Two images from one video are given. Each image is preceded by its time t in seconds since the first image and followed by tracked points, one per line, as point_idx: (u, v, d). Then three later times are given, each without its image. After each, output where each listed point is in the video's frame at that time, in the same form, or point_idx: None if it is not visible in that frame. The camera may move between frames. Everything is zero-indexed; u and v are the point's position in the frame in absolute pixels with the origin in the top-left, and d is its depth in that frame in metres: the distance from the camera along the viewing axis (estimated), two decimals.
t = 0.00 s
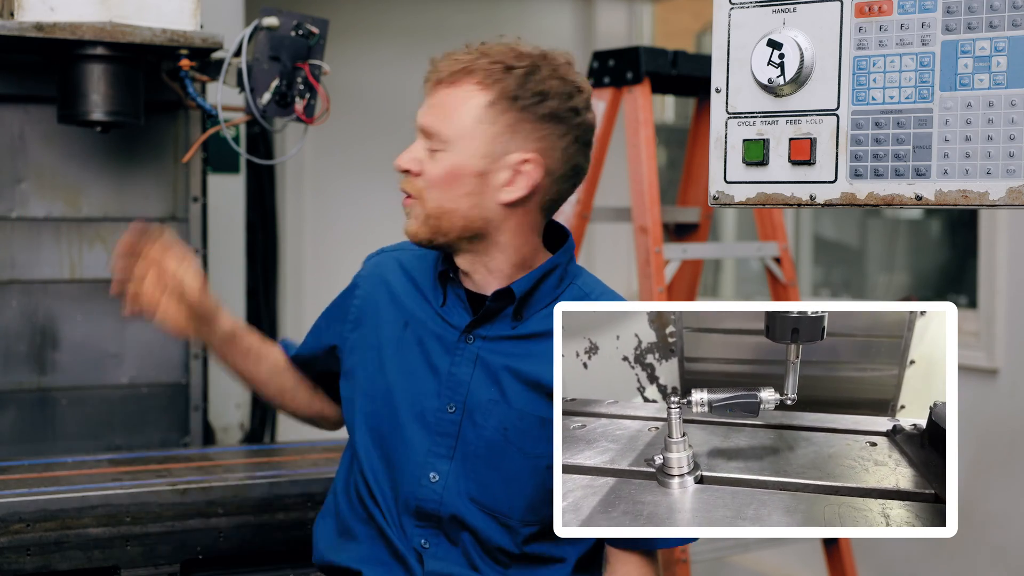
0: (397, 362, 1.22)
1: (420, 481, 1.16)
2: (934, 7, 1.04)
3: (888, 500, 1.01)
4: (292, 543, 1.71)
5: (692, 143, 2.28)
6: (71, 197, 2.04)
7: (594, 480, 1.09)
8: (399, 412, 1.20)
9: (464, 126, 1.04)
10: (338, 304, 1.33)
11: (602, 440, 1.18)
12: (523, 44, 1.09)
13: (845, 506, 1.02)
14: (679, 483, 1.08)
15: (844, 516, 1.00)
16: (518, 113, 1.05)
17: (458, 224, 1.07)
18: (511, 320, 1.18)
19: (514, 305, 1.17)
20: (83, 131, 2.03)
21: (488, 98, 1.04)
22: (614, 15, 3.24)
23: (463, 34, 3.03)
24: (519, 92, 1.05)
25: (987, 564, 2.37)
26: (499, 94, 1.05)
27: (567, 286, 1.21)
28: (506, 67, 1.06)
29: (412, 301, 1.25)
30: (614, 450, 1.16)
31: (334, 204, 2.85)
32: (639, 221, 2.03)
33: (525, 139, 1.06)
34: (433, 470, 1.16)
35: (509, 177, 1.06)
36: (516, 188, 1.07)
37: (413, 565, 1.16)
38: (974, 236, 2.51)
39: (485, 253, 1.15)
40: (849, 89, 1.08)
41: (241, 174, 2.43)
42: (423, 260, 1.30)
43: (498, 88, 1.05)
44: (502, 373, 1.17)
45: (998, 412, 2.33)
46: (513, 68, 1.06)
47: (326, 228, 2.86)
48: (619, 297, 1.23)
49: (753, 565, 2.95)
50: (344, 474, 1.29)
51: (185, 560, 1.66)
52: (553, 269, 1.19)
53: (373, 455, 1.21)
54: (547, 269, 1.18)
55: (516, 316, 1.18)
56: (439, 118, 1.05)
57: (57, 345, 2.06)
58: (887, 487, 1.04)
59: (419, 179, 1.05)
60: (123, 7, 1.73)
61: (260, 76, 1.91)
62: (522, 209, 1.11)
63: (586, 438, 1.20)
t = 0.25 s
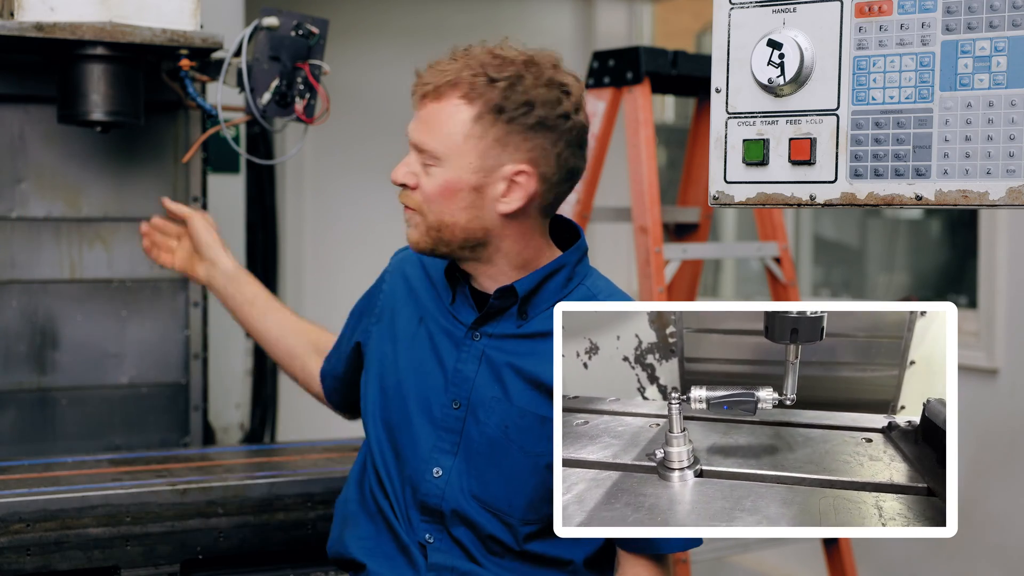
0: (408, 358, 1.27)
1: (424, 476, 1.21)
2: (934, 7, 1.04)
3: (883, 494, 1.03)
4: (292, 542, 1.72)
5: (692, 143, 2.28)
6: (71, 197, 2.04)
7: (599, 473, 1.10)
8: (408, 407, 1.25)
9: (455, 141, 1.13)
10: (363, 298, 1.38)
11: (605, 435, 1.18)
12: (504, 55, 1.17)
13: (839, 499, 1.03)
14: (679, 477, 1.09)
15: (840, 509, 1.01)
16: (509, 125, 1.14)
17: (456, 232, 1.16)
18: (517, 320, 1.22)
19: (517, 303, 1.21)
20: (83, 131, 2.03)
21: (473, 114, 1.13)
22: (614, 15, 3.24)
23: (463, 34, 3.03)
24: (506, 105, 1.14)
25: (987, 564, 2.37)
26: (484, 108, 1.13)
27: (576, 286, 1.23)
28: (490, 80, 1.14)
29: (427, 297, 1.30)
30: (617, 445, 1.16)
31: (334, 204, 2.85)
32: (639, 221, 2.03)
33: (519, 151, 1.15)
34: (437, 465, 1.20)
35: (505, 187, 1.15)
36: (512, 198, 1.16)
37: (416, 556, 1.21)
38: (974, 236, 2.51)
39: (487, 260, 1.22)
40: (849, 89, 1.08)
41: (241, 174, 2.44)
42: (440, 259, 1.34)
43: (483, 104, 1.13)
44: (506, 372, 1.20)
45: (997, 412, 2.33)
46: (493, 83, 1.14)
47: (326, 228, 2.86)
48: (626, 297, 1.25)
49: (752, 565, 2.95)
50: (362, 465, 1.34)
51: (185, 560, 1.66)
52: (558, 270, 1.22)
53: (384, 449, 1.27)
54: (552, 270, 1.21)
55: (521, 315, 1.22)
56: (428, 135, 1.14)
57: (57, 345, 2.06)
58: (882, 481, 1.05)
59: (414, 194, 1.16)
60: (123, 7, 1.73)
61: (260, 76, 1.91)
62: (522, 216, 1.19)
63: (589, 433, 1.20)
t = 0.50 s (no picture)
0: (404, 362, 1.27)
1: (425, 479, 1.20)
2: (934, 6, 1.04)
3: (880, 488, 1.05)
4: (292, 542, 1.71)
5: (692, 143, 2.28)
6: (71, 197, 2.03)
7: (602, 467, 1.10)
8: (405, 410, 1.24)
9: (553, 146, 1.15)
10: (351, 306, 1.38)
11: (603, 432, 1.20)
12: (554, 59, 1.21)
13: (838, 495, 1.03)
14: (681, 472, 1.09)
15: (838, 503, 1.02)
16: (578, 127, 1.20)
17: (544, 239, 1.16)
18: (516, 319, 1.22)
19: (520, 303, 1.22)
20: (84, 131, 2.04)
21: (563, 119, 1.16)
22: (614, 15, 3.24)
23: (463, 34, 3.03)
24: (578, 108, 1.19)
25: (988, 564, 2.37)
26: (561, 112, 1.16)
27: (572, 284, 1.25)
28: (567, 84, 1.18)
29: (420, 302, 1.30)
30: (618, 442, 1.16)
31: (334, 204, 2.85)
32: (640, 221, 2.03)
33: (581, 150, 1.21)
34: (438, 467, 1.20)
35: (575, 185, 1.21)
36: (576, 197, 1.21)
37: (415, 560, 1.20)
38: (974, 236, 2.52)
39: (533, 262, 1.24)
40: (849, 89, 1.08)
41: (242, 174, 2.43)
42: (431, 265, 1.34)
43: (567, 108, 1.17)
44: (506, 372, 1.21)
45: (998, 412, 2.33)
46: (572, 87, 1.19)
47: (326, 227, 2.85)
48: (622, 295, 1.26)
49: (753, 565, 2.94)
50: (355, 473, 1.33)
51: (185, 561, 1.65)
52: (555, 270, 1.24)
53: (381, 454, 1.26)
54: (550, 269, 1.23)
55: (521, 315, 1.23)
56: (521, 144, 1.13)
57: (57, 345, 2.06)
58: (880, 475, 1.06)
59: (509, 205, 1.13)
60: (123, 7, 1.73)
61: (260, 76, 1.91)
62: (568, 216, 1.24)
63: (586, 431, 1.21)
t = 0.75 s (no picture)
0: (398, 365, 1.26)
1: (423, 481, 1.20)
2: (934, 6, 1.04)
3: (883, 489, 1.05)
4: (292, 542, 1.71)
5: (693, 143, 2.28)
6: (71, 197, 2.04)
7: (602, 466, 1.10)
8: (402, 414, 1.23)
9: (570, 143, 1.17)
10: (329, 309, 1.36)
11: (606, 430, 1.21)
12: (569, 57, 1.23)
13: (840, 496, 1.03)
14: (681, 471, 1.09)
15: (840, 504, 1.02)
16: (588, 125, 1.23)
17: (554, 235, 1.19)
18: (513, 320, 1.23)
19: (518, 305, 1.23)
20: (84, 131, 2.04)
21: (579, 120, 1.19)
22: (614, 15, 3.24)
23: (464, 34, 3.03)
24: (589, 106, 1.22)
25: (988, 565, 2.37)
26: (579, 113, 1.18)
27: (566, 285, 1.25)
28: (582, 82, 1.20)
29: (411, 305, 1.29)
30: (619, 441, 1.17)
31: (334, 204, 2.85)
32: (640, 221, 2.03)
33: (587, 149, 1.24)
34: (436, 470, 1.20)
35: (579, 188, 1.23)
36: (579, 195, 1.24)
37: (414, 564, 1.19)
38: (974, 236, 2.52)
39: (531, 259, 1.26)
40: (849, 89, 1.07)
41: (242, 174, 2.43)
42: (418, 267, 1.32)
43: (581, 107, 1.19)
44: (504, 373, 1.21)
45: (998, 413, 2.33)
46: (585, 84, 1.21)
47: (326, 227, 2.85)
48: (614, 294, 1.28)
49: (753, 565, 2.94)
50: (346, 478, 1.31)
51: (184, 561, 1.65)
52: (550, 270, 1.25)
53: (376, 458, 1.25)
54: (545, 272, 1.24)
55: (518, 316, 1.23)
56: (543, 139, 1.15)
57: (57, 345, 2.06)
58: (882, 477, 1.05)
59: (528, 199, 1.14)
60: (123, 7, 1.74)
61: (260, 76, 1.91)
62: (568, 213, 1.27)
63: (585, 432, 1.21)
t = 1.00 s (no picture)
0: (395, 364, 1.25)
1: (422, 481, 1.20)
2: (934, 6, 1.04)
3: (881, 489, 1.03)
4: (292, 542, 1.71)
5: (692, 143, 2.28)
6: (71, 197, 2.04)
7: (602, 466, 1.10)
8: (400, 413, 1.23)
9: (513, 131, 1.15)
10: (317, 296, 1.33)
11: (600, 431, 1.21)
12: (538, 51, 1.22)
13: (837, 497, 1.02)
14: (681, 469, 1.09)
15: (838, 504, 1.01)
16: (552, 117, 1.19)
17: (501, 224, 1.16)
18: (511, 319, 1.23)
19: (515, 302, 1.22)
20: (83, 131, 2.04)
21: (529, 105, 1.17)
22: (614, 15, 3.24)
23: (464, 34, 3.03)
24: (553, 98, 1.19)
25: (988, 565, 2.37)
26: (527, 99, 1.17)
27: (564, 283, 1.26)
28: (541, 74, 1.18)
29: (408, 303, 1.28)
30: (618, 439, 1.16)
31: (334, 204, 2.85)
32: (639, 221, 2.03)
33: (557, 142, 1.20)
34: (435, 469, 1.20)
35: (547, 176, 1.20)
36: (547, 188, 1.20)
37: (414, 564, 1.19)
38: (974, 236, 2.52)
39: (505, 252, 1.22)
40: (849, 89, 1.07)
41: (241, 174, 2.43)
42: (416, 266, 1.32)
43: (536, 96, 1.17)
44: (503, 372, 1.21)
45: (998, 412, 2.33)
46: (546, 76, 1.19)
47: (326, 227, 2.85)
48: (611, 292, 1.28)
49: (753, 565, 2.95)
50: (345, 478, 1.31)
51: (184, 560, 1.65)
52: (548, 268, 1.25)
53: (375, 457, 1.25)
54: (542, 267, 1.24)
55: (516, 315, 1.23)
56: (482, 124, 1.14)
57: (57, 345, 2.06)
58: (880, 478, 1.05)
59: (459, 186, 1.14)
60: (123, 7, 1.74)
61: (260, 76, 1.91)
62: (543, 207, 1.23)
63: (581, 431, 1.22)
